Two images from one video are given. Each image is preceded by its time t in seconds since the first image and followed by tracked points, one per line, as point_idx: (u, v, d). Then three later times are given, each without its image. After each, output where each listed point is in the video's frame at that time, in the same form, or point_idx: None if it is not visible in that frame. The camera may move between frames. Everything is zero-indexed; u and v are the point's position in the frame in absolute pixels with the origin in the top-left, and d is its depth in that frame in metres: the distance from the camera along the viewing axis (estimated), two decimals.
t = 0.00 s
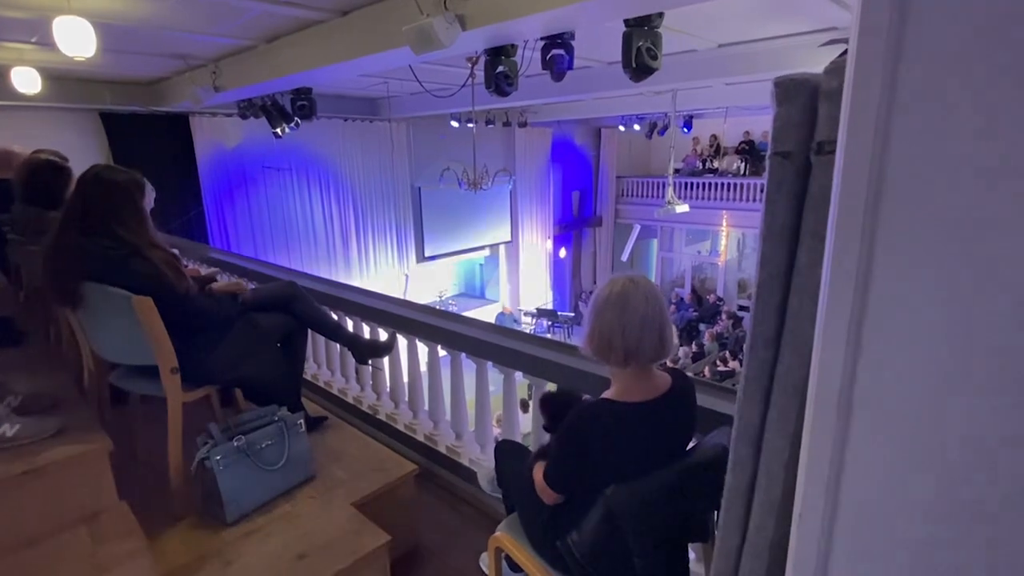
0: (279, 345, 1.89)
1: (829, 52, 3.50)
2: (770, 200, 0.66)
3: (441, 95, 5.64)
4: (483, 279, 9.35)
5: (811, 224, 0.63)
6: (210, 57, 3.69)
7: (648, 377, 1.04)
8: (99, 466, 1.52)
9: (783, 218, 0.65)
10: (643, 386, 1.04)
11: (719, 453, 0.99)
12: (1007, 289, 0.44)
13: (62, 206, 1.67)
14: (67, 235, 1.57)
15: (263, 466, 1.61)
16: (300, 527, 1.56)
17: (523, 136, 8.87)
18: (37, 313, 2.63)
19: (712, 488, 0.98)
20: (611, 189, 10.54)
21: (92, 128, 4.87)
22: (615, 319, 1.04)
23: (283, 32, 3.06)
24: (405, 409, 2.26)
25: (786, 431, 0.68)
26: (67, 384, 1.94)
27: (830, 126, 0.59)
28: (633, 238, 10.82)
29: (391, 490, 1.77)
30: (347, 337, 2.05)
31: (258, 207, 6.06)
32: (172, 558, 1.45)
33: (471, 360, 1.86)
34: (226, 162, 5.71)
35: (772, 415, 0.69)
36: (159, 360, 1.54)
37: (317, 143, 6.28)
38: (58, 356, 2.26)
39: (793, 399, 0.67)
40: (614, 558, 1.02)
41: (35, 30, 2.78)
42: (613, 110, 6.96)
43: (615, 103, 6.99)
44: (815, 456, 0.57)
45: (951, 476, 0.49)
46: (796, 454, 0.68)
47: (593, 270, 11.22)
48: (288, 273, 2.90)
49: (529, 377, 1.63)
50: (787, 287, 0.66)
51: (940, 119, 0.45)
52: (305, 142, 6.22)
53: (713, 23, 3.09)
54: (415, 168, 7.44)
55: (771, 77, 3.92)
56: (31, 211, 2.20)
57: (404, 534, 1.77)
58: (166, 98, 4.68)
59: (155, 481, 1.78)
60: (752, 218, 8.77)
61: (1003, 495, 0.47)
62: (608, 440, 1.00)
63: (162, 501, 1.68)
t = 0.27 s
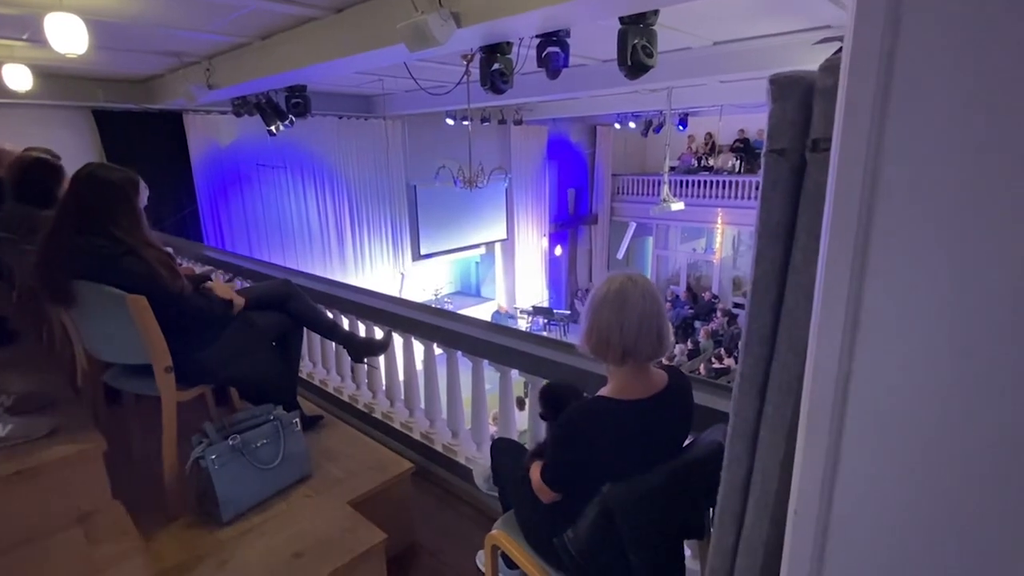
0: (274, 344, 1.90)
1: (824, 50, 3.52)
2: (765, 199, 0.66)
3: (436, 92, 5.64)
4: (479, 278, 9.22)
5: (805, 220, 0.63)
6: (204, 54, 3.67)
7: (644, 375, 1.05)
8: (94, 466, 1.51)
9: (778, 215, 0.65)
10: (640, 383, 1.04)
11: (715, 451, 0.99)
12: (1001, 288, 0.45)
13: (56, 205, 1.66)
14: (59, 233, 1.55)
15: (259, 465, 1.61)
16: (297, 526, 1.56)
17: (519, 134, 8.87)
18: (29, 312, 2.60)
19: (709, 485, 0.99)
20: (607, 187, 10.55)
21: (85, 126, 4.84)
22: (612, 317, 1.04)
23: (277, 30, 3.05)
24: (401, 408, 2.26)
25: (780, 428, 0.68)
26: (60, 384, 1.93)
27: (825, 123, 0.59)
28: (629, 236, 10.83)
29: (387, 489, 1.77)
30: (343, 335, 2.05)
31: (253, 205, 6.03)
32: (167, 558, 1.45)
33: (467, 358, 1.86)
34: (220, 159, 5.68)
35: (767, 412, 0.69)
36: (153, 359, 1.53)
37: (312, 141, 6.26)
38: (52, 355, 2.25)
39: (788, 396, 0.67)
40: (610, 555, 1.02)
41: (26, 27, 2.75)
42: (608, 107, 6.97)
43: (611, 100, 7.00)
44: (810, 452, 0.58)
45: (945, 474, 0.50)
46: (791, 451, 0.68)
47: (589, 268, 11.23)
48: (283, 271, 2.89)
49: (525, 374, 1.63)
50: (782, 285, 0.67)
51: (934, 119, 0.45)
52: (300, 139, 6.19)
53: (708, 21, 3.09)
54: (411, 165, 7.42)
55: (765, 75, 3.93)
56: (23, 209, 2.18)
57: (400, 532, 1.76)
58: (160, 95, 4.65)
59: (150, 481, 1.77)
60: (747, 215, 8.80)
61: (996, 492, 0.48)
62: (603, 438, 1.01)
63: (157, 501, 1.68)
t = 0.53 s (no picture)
0: (268, 342, 1.89)
1: (818, 46, 3.53)
2: (760, 194, 0.66)
3: (431, 88, 5.62)
4: (474, 274, 9.23)
5: (801, 216, 0.63)
6: (197, 50, 3.64)
7: (641, 372, 1.05)
8: (85, 465, 1.52)
9: (773, 211, 0.65)
10: (637, 380, 1.04)
11: (711, 447, 1.00)
12: (995, 282, 0.45)
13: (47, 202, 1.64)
14: (51, 230, 1.54)
15: (254, 463, 1.60)
16: (292, 524, 1.55)
17: (514, 131, 8.85)
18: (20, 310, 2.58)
19: (704, 481, 0.99)
20: (602, 183, 10.55)
21: (76, 122, 4.80)
22: (611, 314, 1.04)
23: (270, 25, 3.03)
24: (396, 405, 2.26)
25: (774, 424, 0.68)
26: (52, 382, 1.91)
27: (820, 119, 0.59)
28: (624, 232, 10.84)
29: (383, 486, 1.76)
30: (338, 333, 2.04)
31: (247, 202, 6.00)
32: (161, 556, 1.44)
33: (463, 355, 1.86)
34: (214, 156, 5.64)
35: (761, 408, 0.69)
36: (146, 357, 1.53)
37: (306, 138, 6.22)
38: (44, 353, 2.23)
39: (783, 393, 0.67)
40: (606, 550, 1.02)
41: (16, 22, 2.72)
42: (604, 104, 6.96)
43: (606, 97, 6.99)
44: (805, 448, 0.58)
45: (939, 468, 0.50)
46: (785, 447, 0.69)
47: (584, 264, 11.24)
48: (277, 268, 2.87)
49: (521, 371, 1.63)
50: (777, 280, 0.67)
51: (930, 114, 0.45)
52: (294, 136, 6.16)
53: (703, 17, 3.09)
54: (406, 162, 7.40)
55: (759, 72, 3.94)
56: (12, 205, 2.16)
57: (395, 530, 1.76)
58: (152, 91, 4.62)
59: (143, 479, 1.76)
60: (741, 212, 8.83)
61: (989, 485, 0.48)
62: (599, 434, 1.01)
63: (151, 499, 1.67)
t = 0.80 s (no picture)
0: (261, 338, 1.87)
1: (811, 41, 3.54)
2: (752, 189, 0.66)
3: (424, 83, 5.59)
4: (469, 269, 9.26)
5: (794, 209, 0.63)
6: (188, 44, 3.60)
7: (635, 367, 1.05)
8: (79, 462, 1.50)
9: (766, 205, 0.65)
10: (631, 375, 1.05)
11: (704, 441, 1.01)
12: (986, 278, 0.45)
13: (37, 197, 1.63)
14: (41, 226, 1.52)
15: (248, 459, 1.60)
16: (287, 519, 1.55)
17: (508, 125, 8.83)
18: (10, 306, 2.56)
19: (697, 475, 1.00)
20: (597, 178, 10.55)
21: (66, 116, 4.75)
22: (606, 307, 1.04)
23: (262, 19, 3.00)
24: (391, 400, 2.26)
25: (767, 418, 0.69)
26: (43, 379, 1.90)
27: (813, 113, 0.59)
28: (618, 228, 10.85)
29: (377, 482, 1.76)
30: (332, 328, 2.03)
31: (240, 197, 5.96)
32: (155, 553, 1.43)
33: (457, 351, 1.86)
34: (206, 151, 5.60)
35: (754, 402, 0.70)
36: (138, 354, 1.51)
37: (299, 132, 6.18)
38: (35, 350, 2.21)
39: (775, 386, 0.67)
40: (599, 544, 1.03)
41: (3, 15, 2.69)
42: (598, 99, 6.96)
43: (600, 92, 6.98)
44: (796, 438, 0.59)
45: (929, 458, 0.50)
46: (778, 441, 0.69)
47: (579, 259, 11.26)
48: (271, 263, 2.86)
49: (515, 366, 1.63)
50: (770, 275, 0.67)
51: (922, 106, 0.45)
52: (287, 130, 6.12)
53: (697, 11, 3.09)
54: (400, 157, 7.37)
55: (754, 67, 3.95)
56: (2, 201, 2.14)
57: (390, 524, 1.77)
58: (142, 86, 4.57)
59: (136, 476, 1.76)
60: (735, 207, 8.85)
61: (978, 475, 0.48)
62: (593, 429, 1.01)
63: (145, 495, 1.66)
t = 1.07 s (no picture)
0: (257, 332, 1.86)
1: (807, 34, 3.53)
2: (747, 181, 0.66)
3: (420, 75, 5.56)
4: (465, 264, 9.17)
5: (790, 201, 0.63)
6: (181, 36, 3.57)
7: (631, 360, 1.05)
8: (74, 456, 1.49)
9: (762, 197, 0.65)
10: (627, 368, 1.05)
11: (699, 434, 1.01)
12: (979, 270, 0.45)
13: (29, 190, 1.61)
14: (33, 220, 1.51)
15: (244, 453, 1.60)
16: (284, 513, 1.56)
17: (505, 119, 8.79)
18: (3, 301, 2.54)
19: (692, 467, 1.01)
20: (593, 171, 10.54)
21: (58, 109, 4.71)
22: (603, 301, 1.04)
23: (255, 10, 2.97)
24: (388, 394, 2.26)
25: (762, 409, 0.69)
26: (37, 374, 1.89)
27: (809, 105, 0.59)
28: (615, 221, 10.86)
29: (374, 476, 1.77)
30: (328, 323, 2.02)
31: (235, 191, 5.93)
32: (152, 547, 1.43)
33: (454, 345, 1.86)
34: (200, 144, 5.56)
35: (749, 394, 0.70)
36: (133, 348, 1.50)
37: (294, 126, 6.15)
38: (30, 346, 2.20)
39: (770, 378, 0.67)
40: (596, 536, 1.03)
41: None
42: (594, 92, 6.94)
43: (597, 85, 6.96)
44: (792, 429, 0.59)
45: (922, 450, 0.51)
46: (772, 433, 0.69)
47: (575, 253, 11.26)
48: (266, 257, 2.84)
49: (512, 359, 1.64)
50: (765, 268, 0.67)
51: (916, 99, 0.45)
52: (282, 124, 6.08)
53: (693, 3, 3.08)
54: (395, 150, 7.33)
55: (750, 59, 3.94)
56: None
57: (387, 518, 1.77)
58: (136, 78, 4.54)
59: (133, 470, 1.75)
60: (732, 200, 8.86)
61: (970, 467, 0.49)
62: (589, 422, 1.02)
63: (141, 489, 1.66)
